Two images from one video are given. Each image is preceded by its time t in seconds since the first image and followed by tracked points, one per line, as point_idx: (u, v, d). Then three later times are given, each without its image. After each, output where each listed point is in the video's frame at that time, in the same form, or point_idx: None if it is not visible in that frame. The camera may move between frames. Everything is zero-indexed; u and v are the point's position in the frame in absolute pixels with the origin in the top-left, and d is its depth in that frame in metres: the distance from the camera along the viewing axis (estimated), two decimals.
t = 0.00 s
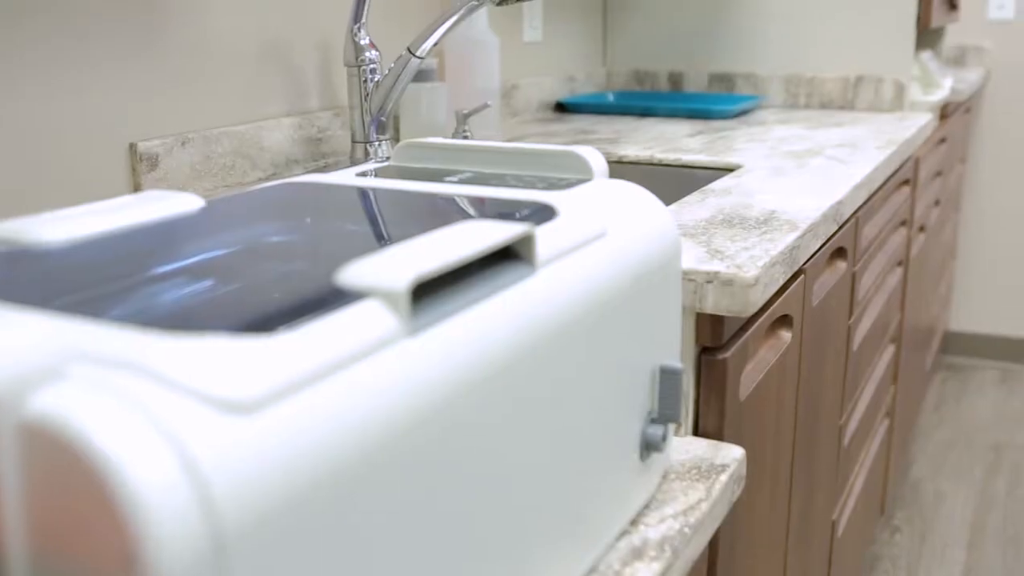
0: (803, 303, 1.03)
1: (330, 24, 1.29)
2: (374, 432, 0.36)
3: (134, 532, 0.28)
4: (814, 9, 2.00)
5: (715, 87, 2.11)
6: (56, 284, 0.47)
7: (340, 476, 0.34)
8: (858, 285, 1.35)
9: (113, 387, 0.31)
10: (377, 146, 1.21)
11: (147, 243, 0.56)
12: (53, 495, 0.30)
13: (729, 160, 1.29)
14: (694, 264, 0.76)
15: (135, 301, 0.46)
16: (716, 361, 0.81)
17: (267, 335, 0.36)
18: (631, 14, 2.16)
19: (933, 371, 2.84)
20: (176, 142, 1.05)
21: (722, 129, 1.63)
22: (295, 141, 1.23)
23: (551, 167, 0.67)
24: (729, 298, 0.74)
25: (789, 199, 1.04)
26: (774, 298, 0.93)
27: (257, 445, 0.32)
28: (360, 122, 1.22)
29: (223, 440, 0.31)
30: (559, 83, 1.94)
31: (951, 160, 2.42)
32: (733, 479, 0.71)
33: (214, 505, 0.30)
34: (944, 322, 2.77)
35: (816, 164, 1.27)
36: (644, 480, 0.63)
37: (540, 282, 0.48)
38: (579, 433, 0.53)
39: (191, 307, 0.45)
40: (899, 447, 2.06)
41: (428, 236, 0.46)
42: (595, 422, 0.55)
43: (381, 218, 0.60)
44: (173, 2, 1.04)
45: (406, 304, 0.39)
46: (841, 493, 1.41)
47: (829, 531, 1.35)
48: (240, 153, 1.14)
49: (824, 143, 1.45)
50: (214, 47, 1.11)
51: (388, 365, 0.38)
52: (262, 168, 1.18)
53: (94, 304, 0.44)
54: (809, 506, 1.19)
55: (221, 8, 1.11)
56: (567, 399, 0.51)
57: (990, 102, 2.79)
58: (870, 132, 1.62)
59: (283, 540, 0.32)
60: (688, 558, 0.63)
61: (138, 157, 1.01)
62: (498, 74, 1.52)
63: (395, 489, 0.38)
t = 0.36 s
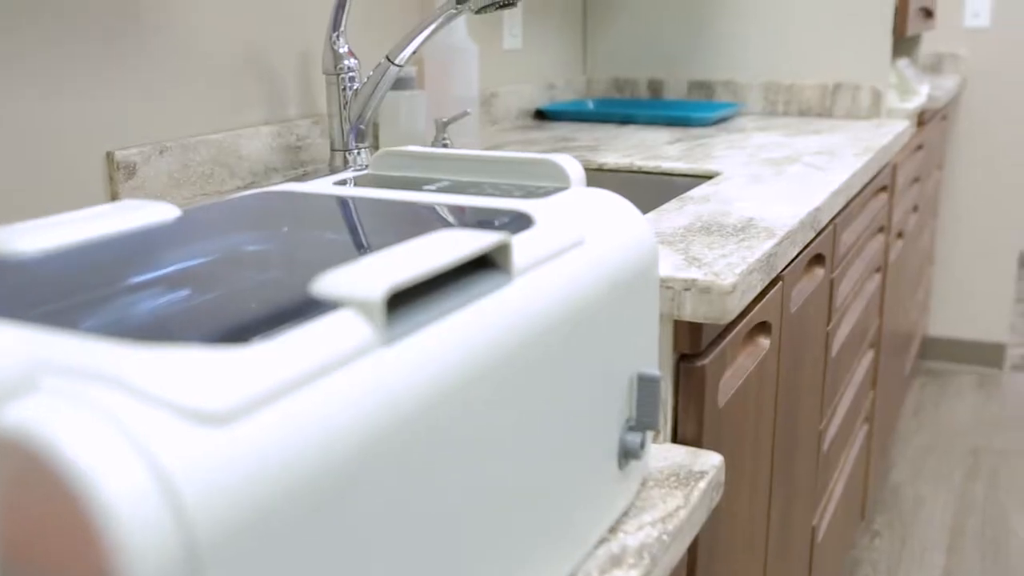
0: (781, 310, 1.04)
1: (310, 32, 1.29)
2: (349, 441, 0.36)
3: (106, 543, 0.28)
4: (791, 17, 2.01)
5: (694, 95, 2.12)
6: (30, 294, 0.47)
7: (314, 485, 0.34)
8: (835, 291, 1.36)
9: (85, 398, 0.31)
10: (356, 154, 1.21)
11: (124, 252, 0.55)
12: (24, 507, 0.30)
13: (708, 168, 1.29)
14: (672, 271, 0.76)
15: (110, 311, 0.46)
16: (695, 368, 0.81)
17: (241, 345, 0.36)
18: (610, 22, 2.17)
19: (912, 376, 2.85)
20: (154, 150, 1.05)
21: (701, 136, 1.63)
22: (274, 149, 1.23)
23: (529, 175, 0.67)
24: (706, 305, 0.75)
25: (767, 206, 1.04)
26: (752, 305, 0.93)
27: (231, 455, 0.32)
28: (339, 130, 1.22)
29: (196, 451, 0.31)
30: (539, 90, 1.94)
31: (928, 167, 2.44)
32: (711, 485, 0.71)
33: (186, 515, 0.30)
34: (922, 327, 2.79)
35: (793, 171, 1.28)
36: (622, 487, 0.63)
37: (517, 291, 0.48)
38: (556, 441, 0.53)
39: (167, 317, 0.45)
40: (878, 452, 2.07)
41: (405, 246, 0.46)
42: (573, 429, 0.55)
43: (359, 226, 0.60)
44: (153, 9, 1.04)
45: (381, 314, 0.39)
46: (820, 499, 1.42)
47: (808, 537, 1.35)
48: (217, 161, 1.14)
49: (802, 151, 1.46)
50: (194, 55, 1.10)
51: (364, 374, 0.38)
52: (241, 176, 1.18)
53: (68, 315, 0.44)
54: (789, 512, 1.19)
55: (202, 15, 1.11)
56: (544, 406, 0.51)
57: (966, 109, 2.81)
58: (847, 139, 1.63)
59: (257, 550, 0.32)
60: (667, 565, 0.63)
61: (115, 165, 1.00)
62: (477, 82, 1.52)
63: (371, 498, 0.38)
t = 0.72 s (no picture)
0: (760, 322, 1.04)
1: (289, 45, 1.29)
2: (323, 456, 0.36)
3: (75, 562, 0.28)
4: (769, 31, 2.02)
5: (673, 107, 2.13)
6: (3, 311, 0.46)
7: (288, 501, 0.34)
8: (814, 303, 1.36)
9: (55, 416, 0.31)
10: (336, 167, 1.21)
11: (99, 267, 0.55)
12: None
13: (686, 180, 1.30)
14: (649, 284, 0.76)
15: (83, 327, 0.45)
16: (673, 380, 0.81)
17: (214, 362, 0.36)
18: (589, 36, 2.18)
19: (892, 386, 2.87)
20: (131, 164, 1.05)
21: (679, 148, 1.64)
22: (253, 163, 1.23)
23: (507, 189, 0.67)
24: (683, 318, 0.75)
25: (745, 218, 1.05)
26: (730, 317, 0.94)
27: (202, 471, 0.32)
28: (318, 142, 1.22)
29: (167, 467, 0.31)
30: (519, 103, 1.95)
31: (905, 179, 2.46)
32: (689, 498, 0.71)
33: (157, 532, 0.29)
34: (900, 337, 2.81)
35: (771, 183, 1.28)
36: (600, 500, 0.63)
37: (493, 305, 0.48)
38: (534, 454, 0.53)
39: (141, 333, 0.45)
40: (858, 462, 2.08)
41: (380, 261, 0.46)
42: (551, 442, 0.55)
43: (337, 241, 0.60)
44: (129, 24, 1.04)
45: (356, 329, 0.39)
46: (800, 509, 1.43)
47: (789, 547, 1.36)
48: (195, 175, 1.13)
49: (780, 163, 1.46)
50: (171, 68, 1.10)
51: (339, 388, 0.38)
52: (219, 189, 1.18)
53: (41, 331, 0.44)
54: (769, 522, 1.19)
55: (180, 28, 1.11)
56: (522, 420, 0.51)
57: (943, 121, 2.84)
58: (825, 151, 1.64)
59: (230, 567, 0.32)
60: None
61: (92, 180, 1.00)
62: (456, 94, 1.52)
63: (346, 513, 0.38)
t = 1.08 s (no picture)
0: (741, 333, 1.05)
1: (270, 59, 1.29)
2: (299, 471, 0.36)
3: None
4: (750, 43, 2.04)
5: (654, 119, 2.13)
6: None
7: (263, 516, 0.34)
8: (795, 313, 1.37)
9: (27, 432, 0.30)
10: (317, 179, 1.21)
11: (76, 281, 0.55)
12: None
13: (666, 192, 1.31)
14: (629, 296, 0.76)
15: (60, 342, 0.45)
16: (653, 393, 0.81)
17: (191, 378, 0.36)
18: (570, 47, 2.18)
19: (874, 396, 2.88)
20: (111, 177, 1.04)
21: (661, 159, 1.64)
22: (234, 175, 1.22)
23: (486, 202, 0.67)
24: (664, 330, 0.75)
25: (725, 229, 1.06)
26: (710, 329, 0.94)
27: (177, 487, 0.31)
28: (299, 155, 1.22)
29: (141, 483, 0.30)
30: (501, 115, 1.95)
31: (885, 190, 2.48)
32: (671, 509, 0.71)
33: (131, 547, 0.29)
34: (882, 347, 2.82)
35: (752, 195, 1.29)
36: (582, 513, 0.63)
37: (471, 319, 0.48)
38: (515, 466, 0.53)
39: (119, 348, 0.45)
40: (841, 471, 2.08)
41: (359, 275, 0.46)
42: (530, 456, 0.55)
43: (318, 254, 0.60)
44: (108, 37, 1.04)
45: (333, 344, 0.39)
46: (783, 519, 1.43)
47: (772, 557, 1.36)
48: (176, 188, 1.13)
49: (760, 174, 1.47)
50: (151, 81, 1.10)
51: (316, 402, 0.38)
52: (200, 202, 1.17)
53: (17, 348, 0.44)
54: (751, 533, 1.20)
55: (161, 40, 1.10)
56: (502, 431, 0.51)
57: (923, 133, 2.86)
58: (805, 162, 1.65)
59: None
60: None
61: (71, 193, 1.00)
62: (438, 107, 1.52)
63: (323, 527, 0.37)
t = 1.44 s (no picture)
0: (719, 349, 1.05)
1: (250, 75, 1.29)
2: (273, 490, 0.36)
3: None
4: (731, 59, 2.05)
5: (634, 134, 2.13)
6: None
7: (237, 537, 0.34)
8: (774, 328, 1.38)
9: None
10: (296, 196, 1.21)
11: (52, 300, 0.55)
12: None
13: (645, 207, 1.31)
14: (607, 312, 0.76)
15: (35, 362, 0.45)
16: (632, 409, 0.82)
17: (165, 399, 0.36)
18: (550, 63, 2.19)
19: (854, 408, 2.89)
20: (89, 194, 1.04)
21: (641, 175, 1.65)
22: (213, 192, 1.22)
23: (464, 219, 0.67)
24: (643, 346, 0.75)
25: (703, 245, 1.06)
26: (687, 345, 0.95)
27: (149, 508, 0.31)
28: (279, 171, 1.22)
29: (113, 504, 0.30)
30: (481, 130, 1.96)
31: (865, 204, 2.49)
32: (650, 525, 0.71)
33: (103, 569, 0.29)
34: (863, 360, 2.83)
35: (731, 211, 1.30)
36: (560, 529, 0.63)
37: (448, 337, 0.48)
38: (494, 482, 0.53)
39: (95, 367, 0.44)
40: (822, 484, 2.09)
41: (334, 293, 0.46)
42: (508, 473, 0.55)
43: (296, 272, 0.60)
44: (86, 55, 1.03)
45: (308, 364, 0.39)
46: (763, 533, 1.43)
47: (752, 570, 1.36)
48: (155, 204, 1.13)
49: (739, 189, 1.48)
50: (129, 98, 1.10)
51: (292, 422, 0.38)
52: (179, 218, 1.17)
53: None
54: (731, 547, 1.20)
55: (141, 57, 1.11)
56: (481, 447, 0.51)
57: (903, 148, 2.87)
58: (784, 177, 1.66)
59: None
60: None
61: (48, 210, 0.99)
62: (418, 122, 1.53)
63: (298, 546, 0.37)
